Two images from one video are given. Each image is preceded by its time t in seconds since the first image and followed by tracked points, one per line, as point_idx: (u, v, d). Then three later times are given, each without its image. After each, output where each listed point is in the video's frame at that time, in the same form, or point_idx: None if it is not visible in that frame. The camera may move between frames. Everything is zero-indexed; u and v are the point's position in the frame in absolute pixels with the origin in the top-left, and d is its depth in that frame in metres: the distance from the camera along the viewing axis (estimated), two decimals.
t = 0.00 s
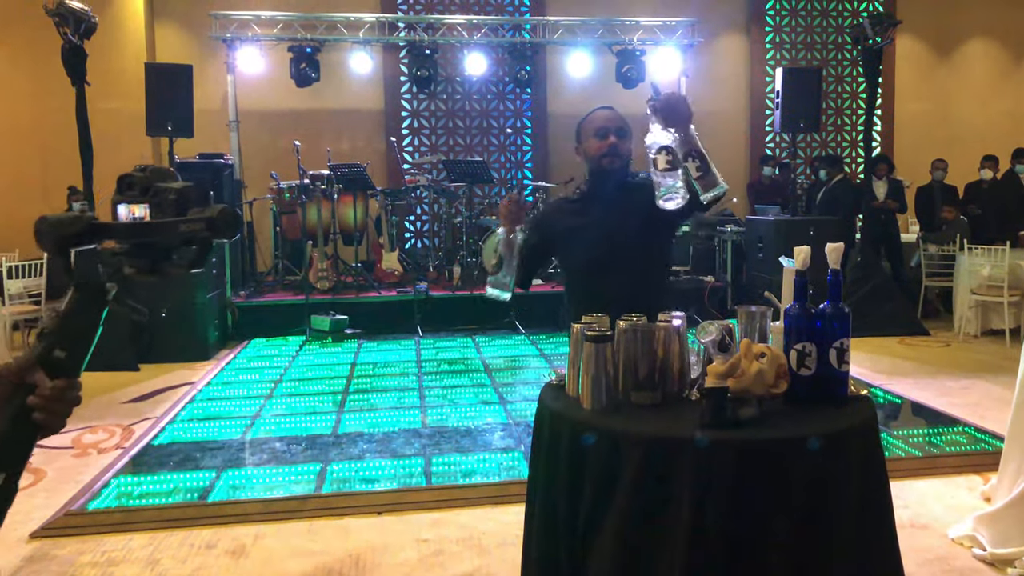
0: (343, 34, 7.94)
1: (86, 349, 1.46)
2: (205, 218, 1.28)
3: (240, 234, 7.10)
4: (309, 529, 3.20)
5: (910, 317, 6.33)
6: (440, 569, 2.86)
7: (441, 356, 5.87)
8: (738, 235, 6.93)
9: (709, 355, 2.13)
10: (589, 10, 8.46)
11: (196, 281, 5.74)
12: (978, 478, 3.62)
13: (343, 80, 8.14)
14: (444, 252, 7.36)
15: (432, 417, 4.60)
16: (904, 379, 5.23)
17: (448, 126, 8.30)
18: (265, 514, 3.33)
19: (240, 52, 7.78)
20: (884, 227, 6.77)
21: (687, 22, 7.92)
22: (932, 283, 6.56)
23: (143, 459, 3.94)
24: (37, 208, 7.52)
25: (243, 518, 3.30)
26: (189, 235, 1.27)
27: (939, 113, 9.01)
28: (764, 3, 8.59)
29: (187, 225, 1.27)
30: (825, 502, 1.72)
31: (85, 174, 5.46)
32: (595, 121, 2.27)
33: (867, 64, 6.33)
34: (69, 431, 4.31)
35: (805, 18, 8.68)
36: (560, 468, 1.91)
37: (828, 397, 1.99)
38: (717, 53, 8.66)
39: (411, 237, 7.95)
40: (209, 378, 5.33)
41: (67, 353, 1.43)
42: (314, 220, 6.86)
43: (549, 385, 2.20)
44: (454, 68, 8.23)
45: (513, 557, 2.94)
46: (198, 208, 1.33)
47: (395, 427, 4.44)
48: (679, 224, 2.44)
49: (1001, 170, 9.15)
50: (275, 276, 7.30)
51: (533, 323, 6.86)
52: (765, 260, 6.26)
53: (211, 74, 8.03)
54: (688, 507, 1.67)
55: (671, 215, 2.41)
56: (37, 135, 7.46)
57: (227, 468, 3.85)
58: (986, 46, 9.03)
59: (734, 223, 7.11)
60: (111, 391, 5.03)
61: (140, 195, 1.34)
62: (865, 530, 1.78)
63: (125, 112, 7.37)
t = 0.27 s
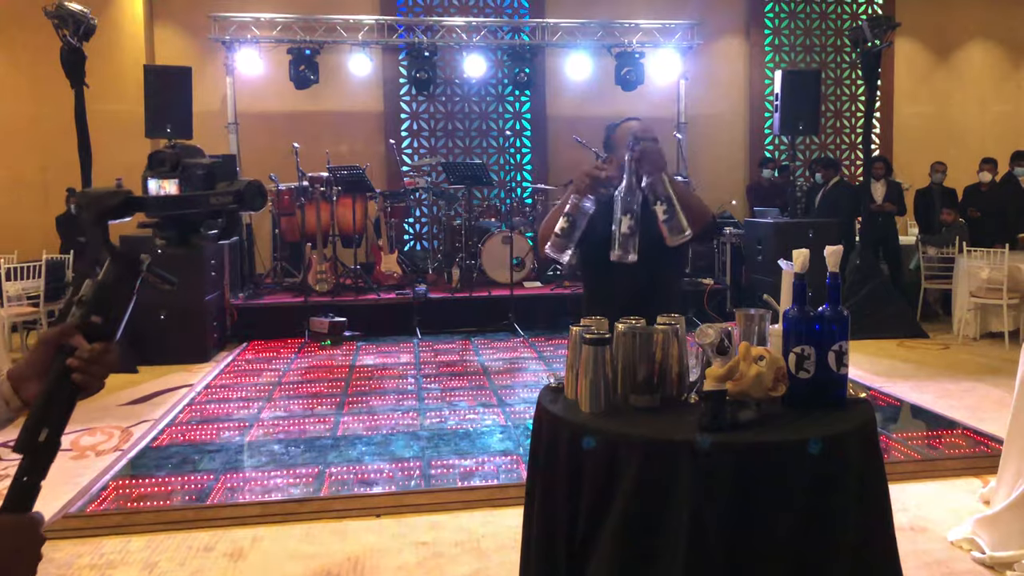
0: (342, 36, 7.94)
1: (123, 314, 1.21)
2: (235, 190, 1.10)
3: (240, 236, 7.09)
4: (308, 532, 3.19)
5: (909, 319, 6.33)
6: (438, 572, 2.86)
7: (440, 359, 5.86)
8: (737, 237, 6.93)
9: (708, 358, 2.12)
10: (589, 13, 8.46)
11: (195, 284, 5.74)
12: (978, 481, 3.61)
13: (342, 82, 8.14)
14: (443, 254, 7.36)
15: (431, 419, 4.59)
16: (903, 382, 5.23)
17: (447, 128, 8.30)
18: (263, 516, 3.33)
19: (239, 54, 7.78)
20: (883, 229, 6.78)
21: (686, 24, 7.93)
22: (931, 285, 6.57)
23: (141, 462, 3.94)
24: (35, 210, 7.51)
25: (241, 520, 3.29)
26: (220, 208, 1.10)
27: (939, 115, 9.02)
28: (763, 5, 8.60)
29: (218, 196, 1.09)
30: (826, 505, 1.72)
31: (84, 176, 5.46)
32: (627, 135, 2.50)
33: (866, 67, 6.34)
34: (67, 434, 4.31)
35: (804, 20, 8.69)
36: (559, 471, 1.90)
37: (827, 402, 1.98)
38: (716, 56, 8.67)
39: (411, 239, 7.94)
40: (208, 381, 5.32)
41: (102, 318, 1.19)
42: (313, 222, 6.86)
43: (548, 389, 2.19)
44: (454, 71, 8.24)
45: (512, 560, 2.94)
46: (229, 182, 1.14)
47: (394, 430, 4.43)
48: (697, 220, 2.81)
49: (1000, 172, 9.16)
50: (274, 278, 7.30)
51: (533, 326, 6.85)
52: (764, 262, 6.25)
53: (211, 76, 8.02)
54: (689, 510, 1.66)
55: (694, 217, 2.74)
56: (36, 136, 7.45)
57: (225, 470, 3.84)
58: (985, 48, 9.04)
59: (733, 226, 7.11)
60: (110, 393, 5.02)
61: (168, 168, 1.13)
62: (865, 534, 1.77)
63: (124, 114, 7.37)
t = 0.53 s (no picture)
0: (343, 37, 7.94)
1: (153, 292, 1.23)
2: (256, 171, 1.09)
3: (241, 237, 7.10)
4: (309, 532, 3.19)
5: (911, 320, 6.33)
6: (440, 572, 2.86)
7: (442, 359, 5.86)
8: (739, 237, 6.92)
9: (709, 358, 2.09)
10: (590, 13, 8.46)
11: (196, 284, 5.75)
12: (980, 481, 3.61)
13: (343, 82, 8.14)
14: (444, 254, 7.36)
15: (433, 419, 4.59)
16: (905, 382, 5.22)
17: (448, 128, 8.30)
18: (265, 516, 3.33)
19: (240, 55, 7.79)
20: (885, 229, 6.76)
21: (687, 24, 7.92)
22: (933, 285, 6.56)
23: (143, 462, 3.94)
24: (37, 210, 7.51)
25: (243, 520, 3.29)
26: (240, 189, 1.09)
27: (940, 115, 9.01)
28: (764, 6, 8.59)
29: (239, 177, 1.08)
30: (821, 507, 1.71)
31: (85, 176, 5.46)
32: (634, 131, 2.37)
33: (867, 66, 6.33)
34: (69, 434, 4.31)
35: (806, 20, 8.67)
36: (561, 470, 1.91)
37: (828, 401, 1.99)
38: (717, 56, 8.67)
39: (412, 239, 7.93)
40: (210, 381, 5.33)
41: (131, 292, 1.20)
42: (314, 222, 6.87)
43: (549, 388, 2.20)
44: (454, 71, 8.24)
45: (513, 559, 2.94)
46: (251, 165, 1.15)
47: (395, 429, 4.44)
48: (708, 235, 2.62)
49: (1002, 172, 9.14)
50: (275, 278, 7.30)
51: (534, 326, 6.85)
52: (766, 262, 6.24)
53: (212, 77, 8.03)
54: (690, 510, 1.67)
55: (705, 221, 2.57)
56: (37, 137, 7.45)
57: (227, 470, 3.85)
58: (986, 48, 9.03)
59: (734, 226, 7.10)
60: (111, 393, 5.03)
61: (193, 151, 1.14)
62: (866, 534, 1.78)
63: (126, 114, 7.38)
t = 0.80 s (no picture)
0: (347, 35, 7.94)
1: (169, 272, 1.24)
2: (265, 161, 1.14)
3: (246, 235, 7.11)
4: (313, 530, 3.20)
5: (915, 317, 6.31)
6: (444, 569, 2.86)
7: (445, 357, 5.86)
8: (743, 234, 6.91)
9: (714, 356, 2.09)
10: (593, 10, 8.45)
11: (200, 282, 5.76)
12: (985, 479, 3.60)
13: (347, 81, 8.14)
14: (448, 253, 7.36)
15: (437, 417, 4.60)
16: (910, 379, 5.21)
17: (452, 126, 8.30)
18: (269, 514, 3.34)
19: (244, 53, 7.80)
20: (889, 226, 6.74)
21: (691, 22, 7.90)
22: (938, 283, 6.54)
23: (148, 460, 3.95)
24: (41, 209, 7.53)
25: (247, 518, 3.30)
26: (249, 177, 1.14)
27: (945, 112, 8.98)
28: (768, 3, 8.57)
29: (249, 165, 1.14)
30: (822, 506, 1.71)
31: (89, 175, 5.47)
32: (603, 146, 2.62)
33: (872, 63, 6.30)
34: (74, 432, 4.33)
35: (810, 17, 8.65)
36: (564, 468, 1.91)
37: (833, 399, 1.99)
38: (721, 54, 8.65)
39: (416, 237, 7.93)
40: (214, 379, 5.34)
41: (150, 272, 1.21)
42: (318, 221, 6.87)
43: (554, 386, 2.20)
44: (458, 69, 8.23)
45: (517, 557, 2.94)
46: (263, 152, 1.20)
47: (399, 427, 4.44)
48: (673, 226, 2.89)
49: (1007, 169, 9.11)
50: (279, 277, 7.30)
51: (538, 324, 6.85)
52: (770, 259, 6.23)
53: (216, 76, 8.03)
54: (694, 508, 1.67)
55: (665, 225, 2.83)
56: (41, 137, 7.47)
57: (232, 468, 3.86)
58: (991, 44, 8.99)
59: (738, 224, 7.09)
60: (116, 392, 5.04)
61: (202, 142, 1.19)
62: (870, 532, 1.77)
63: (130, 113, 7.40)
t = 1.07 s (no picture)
0: (352, 34, 7.94)
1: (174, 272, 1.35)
2: (257, 169, 1.28)
3: (252, 235, 7.13)
4: (321, 529, 3.21)
5: (923, 314, 6.30)
6: (451, 569, 2.87)
7: (452, 355, 5.88)
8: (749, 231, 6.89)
9: (722, 357, 2.11)
10: (598, 8, 8.43)
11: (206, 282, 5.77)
12: (993, 477, 3.59)
13: (352, 80, 8.15)
14: (453, 251, 7.36)
15: (443, 416, 4.61)
16: (918, 377, 5.19)
17: (457, 125, 8.29)
18: (277, 514, 3.35)
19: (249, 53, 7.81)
20: (897, 223, 6.72)
21: (697, 18, 7.87)
22: (945, 280, 6.51)
23: (156, 459, 3.97)
24: (48, 209, 7.56)
25: (255, 518, 3.32)
26: (243, 183, 1.27)
27: (952, 107, 8.93)
28: None
29: (243, 173, 1.27)
30: (830, 506, 1.71)
31: (96, 176, 5.50)
32: (582, 134, 2.65)
33: (878, 59, 6.28)
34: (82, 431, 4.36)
35: (816, 13, 8.61)
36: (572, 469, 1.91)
37: (841, 398, 1.97)
38: (726, 50, 8.62)
39: (422, 236, 7.94)
40: (221, 378, 5.36)
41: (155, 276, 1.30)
42: (324, 220, 6.89)
43: (560, 387, 2.19)
44: (463, 67, 8.23)
45: (524, 556, 2.95)
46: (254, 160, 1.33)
47: (406, 426, 4.45)
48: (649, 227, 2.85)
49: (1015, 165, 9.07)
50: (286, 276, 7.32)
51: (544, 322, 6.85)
52: (776, 256, 6.21)
53: (222, 76, 8.05)
54: (703, 508, 1.67)
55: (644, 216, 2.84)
56: (47, 137, 7.49)
57: (240, 467, 3.88)
58: (999, 39, 8.94)
59: (744, 221, 7.07)
60: (124, 391, 5.07)
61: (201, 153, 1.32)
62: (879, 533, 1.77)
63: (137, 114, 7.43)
